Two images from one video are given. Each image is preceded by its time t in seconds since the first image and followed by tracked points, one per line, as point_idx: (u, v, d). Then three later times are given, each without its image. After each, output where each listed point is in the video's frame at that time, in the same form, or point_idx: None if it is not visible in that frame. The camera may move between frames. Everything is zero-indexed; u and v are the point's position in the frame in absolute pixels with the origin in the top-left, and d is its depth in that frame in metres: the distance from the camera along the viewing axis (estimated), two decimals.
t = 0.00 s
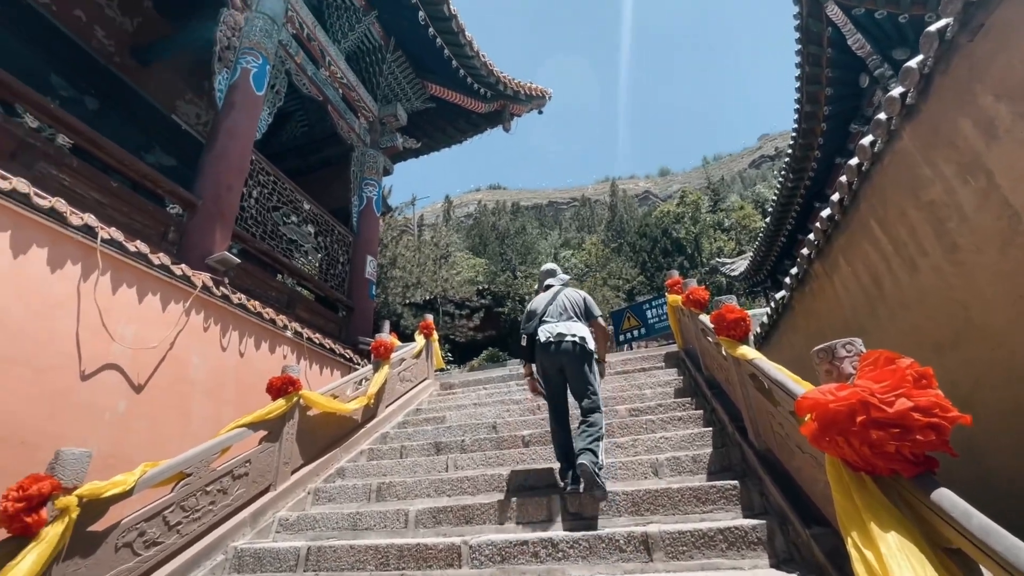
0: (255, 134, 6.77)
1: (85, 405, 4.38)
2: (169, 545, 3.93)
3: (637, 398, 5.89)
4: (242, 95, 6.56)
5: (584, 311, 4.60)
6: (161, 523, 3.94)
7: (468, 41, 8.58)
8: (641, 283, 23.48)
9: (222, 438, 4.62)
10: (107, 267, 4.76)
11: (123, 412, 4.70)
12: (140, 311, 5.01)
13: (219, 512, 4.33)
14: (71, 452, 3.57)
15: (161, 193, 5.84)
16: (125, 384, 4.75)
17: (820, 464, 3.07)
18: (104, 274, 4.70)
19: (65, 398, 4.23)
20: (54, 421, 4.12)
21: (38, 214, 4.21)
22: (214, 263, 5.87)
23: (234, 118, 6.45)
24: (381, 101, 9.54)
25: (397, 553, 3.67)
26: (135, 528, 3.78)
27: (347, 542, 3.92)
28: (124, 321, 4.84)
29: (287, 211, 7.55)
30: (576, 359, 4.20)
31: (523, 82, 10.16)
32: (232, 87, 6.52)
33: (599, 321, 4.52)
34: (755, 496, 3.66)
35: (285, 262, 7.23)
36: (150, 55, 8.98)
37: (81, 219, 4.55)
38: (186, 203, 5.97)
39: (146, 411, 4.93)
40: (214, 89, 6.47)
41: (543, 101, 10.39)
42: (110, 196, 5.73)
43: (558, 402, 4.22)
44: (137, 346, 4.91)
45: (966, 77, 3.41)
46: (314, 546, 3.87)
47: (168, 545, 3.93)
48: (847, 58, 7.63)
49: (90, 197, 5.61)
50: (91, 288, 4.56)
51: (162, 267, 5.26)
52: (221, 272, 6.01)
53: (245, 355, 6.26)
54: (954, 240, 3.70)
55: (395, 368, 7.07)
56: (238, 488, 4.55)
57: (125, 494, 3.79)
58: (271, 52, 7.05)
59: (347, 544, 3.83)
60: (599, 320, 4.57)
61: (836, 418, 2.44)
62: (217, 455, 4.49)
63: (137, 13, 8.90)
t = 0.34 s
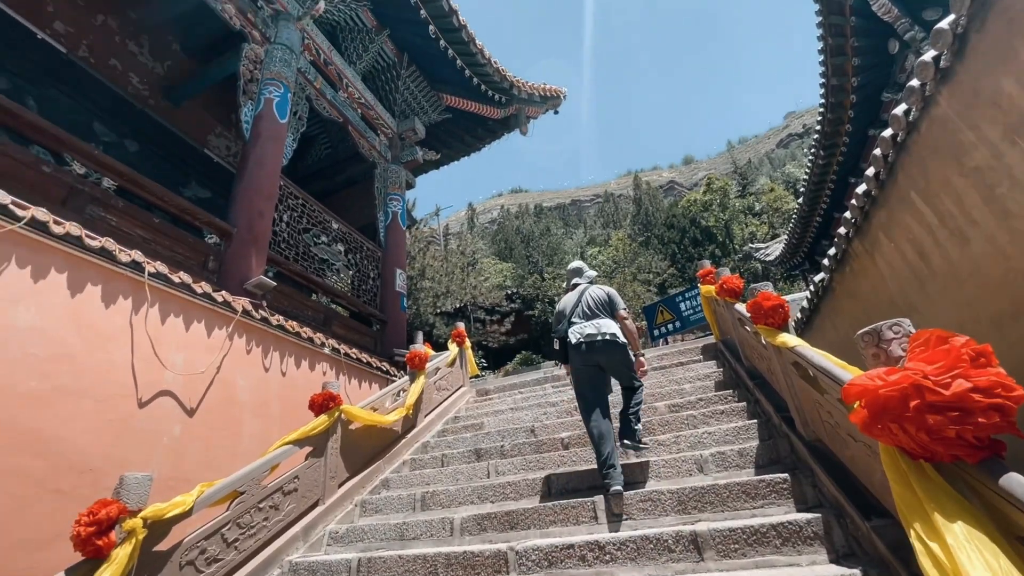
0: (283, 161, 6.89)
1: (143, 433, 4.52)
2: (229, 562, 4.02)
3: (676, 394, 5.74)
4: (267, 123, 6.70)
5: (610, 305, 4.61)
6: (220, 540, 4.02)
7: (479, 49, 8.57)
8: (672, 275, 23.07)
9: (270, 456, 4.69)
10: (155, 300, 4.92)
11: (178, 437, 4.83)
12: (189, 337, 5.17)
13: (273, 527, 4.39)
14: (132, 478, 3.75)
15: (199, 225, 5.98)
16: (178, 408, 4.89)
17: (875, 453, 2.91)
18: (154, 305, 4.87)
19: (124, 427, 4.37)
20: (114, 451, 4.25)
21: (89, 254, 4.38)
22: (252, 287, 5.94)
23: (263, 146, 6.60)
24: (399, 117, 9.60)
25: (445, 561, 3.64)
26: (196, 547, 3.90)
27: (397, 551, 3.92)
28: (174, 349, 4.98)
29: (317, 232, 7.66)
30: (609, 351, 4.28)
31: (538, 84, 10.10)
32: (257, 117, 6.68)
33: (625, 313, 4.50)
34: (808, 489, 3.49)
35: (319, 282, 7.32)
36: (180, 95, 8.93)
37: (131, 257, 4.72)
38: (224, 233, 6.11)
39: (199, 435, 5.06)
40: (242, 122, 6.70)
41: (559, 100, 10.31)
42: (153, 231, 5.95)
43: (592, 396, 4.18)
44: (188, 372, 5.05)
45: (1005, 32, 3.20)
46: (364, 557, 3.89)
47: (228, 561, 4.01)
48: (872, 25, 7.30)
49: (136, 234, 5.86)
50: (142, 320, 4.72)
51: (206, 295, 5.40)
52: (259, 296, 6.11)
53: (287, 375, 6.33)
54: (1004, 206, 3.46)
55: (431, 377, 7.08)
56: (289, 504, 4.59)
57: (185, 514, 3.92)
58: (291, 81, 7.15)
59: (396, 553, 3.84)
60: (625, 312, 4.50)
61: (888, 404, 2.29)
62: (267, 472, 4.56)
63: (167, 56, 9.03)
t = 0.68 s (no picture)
0: (317, 188, 6.85)
1: (212, 456, 4.64)
2: None
3: (727, 385, 5.50)
4: (299, 153, 6.67)
5: (657, 304, 4.53)
6: (288, 556, 4.09)
7: (495, 56, 8.52)
8: (712, 262, 22.43)
9: (327, 473, 4.71)
10: (216, 332, 5.01)
11: (244, 460, 4.91)
12: (247, 364, 5.23)
13: (336, 541, 4.41)
14: (204, 500, 3.93)
15: (245, 255, 6.03)
16: (240, 432, 4.95)
17: (950, 435, 2.68)
18: (211, 335, 4.93)
19: (191, 452, 4.48)
20: (182, 477, 4.35)
21: (149, 292, 4.51)
22: (298, 309, 5.92)
23: (296, 175, 6.56)
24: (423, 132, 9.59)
25: (503, 568, 3.54)
26: (267, 563, 3.98)
27: (456, 560, 3.87)
28: (232, 376, 5.03)
29: (354, 251, 7.70)
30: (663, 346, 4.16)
31: (556, 83, 10.00)
32: (290, 148, 6.68)
33: (675, 309, 4.40)
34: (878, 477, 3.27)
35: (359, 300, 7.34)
36: (223, 135, 8.64)
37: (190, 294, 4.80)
38: (266, 260, 6.13)
39: (264, 456, 5.13)
40: (276, 154, 6.73)
41: (579, 97, 10.18)
42: (205, 266, 5.87)
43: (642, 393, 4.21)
44: (246, 397, 5.09)
45: None
46: (424, 566, 3.87)
47: None
48: None
49: (188, 270, 5.80)
50: (202, 349, 4.82)
51: (257, 321, 5.38)
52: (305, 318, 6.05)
53: (345, 389, 6.37)
54: None
55: (474, 385, 7.00)
56: (349, 517, 4.58)
57: (254, 532, 4.04)
58: (319, 110, 7.11)
59: (454, 562, 3.79)
60: (674, 310, 4.41)
61: (960, 383, 2.08)
62: (325, 488, 4.57)
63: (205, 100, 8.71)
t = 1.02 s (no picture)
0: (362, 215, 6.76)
1: (305, 477, 4.48)
2: None
3: (795, 370, 5.21)
4: (342, 184, 6.61)
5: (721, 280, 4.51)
6: (367, 571, 4.12)
7: (518, 62, 8.50)
8: (766, 242, 21.52)
9: (397, 487, 4.71)
10: (293, 365, 4.79)
11: (336, 478, 4.75)
12: (319, 390, 4.92)
13: (412, 555, 4.43)
14: (288, 520, 3.91)
15: (303, 285, 5.90)
16: (313, 454, 4.63)
17: None
18: (281, 365, 4.66)
19: (279, 480, 4.28)
20: (272, 506, 4.16)
21: (221, 329, 4.33)
22: (355, 334, 5.62)
23: (342, 202, 6.48)
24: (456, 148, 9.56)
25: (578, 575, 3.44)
26: None
27: (530, 569, 3.79)
28: (302, 401, 4.70)
29: (401, 270, 7.75)
30: (723, 326, 4.14)
31: (583, 79, 9.89)
32: (333, 180, 6.63)
33: (739, 284, 4.37)
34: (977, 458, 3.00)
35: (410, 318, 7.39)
36: (273, 173, 8.64)
37: (258, 327, 4.57)
38: (323, 289, 5.96)
39: (351, 470, 4.90)
40: (320, 187, 6.69)
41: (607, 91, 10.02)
42: (268, 300, 5.74)
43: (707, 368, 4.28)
44: (316, 420, 4.76)
45: None
46: None
47: None
48: None
49: (252, 305, 5.66)
50: (277, 379, 4.59)
51: (319, 346, 5.02)
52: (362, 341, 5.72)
53: (424, 405, 6.07)
54: None
55: (530, 391, 6.83)
56: (422, 531, 4.59)
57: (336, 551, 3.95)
58: (356, 141, 7.14)
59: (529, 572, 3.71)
60: (737, 285, 4.38)
61: None
62: (397, 503, 4.57)
63: (253, 145, 8.80)
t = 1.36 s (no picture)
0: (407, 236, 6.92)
1: (378, 496, 4.60)
2: None
3: (871, 352, 4.95)
4: (386, 209, 6.77)
5: (787, 270, 4.36)
6: None
7: (543, 68, 8.51)
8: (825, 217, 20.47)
9: (464, 499, 4.78)
10: (358, 387, 4.91)
11: (408, 494, 4.86)
12: (383, 409, 5.03)
13: (485, 565, 4.47)
14: (365, 536, 3.99)
15: (358, 309, 6.08)
16: (381, 471, 4.72)
17: None
18: (345, 387, 4.78)
19: (354, 498, 4.42)
20: (352, 518, 4.33)
21: (290, 358, 4.52)
22: (411, 351, 5.73)
23: (388, 226, 6.65)
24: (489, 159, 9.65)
25: None
26: None
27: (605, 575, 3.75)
28: (367, 422, 4.82)
29: (448, 286, 7.88)
30: (786, 319, 3.99)
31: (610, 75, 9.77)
32: (377, 206, 6.78)
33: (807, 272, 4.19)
34: None
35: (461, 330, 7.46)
36: (320, 204, 8.93)
37: (322, 352, 4.72)
38: (378, 312, 6.14)
39: (422, 483, 5.00)
40: (365, 214, 6.83)
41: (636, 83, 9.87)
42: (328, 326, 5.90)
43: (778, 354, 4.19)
44: (382, 438, 4.86)
45: None
46: None
47: None
48: None
49: (314, 331, 5.83)
50: (344, 400, 4.73)
51: (378, 366, 5.17)
52: (418, 357, 5.83)
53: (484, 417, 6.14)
54: None
55: (587, 395, 6.75)
56: (492, 541, 4.63)
57: (412, 563, 4.03)
58: (395, 165, 7.32)
59: None
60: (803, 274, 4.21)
61: None
62: (466, 514, 4.64)
63: (300, 180, 9.14)
